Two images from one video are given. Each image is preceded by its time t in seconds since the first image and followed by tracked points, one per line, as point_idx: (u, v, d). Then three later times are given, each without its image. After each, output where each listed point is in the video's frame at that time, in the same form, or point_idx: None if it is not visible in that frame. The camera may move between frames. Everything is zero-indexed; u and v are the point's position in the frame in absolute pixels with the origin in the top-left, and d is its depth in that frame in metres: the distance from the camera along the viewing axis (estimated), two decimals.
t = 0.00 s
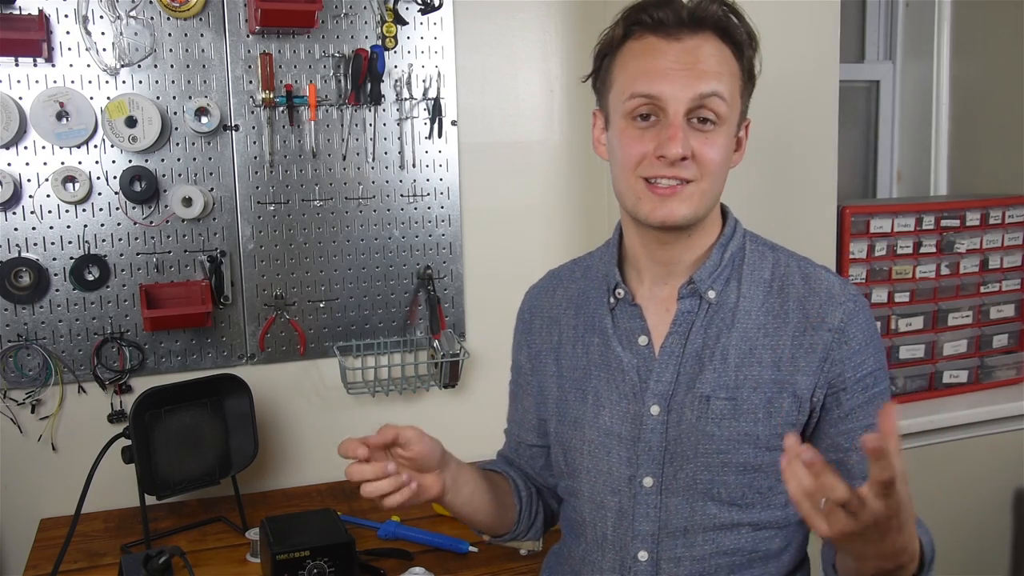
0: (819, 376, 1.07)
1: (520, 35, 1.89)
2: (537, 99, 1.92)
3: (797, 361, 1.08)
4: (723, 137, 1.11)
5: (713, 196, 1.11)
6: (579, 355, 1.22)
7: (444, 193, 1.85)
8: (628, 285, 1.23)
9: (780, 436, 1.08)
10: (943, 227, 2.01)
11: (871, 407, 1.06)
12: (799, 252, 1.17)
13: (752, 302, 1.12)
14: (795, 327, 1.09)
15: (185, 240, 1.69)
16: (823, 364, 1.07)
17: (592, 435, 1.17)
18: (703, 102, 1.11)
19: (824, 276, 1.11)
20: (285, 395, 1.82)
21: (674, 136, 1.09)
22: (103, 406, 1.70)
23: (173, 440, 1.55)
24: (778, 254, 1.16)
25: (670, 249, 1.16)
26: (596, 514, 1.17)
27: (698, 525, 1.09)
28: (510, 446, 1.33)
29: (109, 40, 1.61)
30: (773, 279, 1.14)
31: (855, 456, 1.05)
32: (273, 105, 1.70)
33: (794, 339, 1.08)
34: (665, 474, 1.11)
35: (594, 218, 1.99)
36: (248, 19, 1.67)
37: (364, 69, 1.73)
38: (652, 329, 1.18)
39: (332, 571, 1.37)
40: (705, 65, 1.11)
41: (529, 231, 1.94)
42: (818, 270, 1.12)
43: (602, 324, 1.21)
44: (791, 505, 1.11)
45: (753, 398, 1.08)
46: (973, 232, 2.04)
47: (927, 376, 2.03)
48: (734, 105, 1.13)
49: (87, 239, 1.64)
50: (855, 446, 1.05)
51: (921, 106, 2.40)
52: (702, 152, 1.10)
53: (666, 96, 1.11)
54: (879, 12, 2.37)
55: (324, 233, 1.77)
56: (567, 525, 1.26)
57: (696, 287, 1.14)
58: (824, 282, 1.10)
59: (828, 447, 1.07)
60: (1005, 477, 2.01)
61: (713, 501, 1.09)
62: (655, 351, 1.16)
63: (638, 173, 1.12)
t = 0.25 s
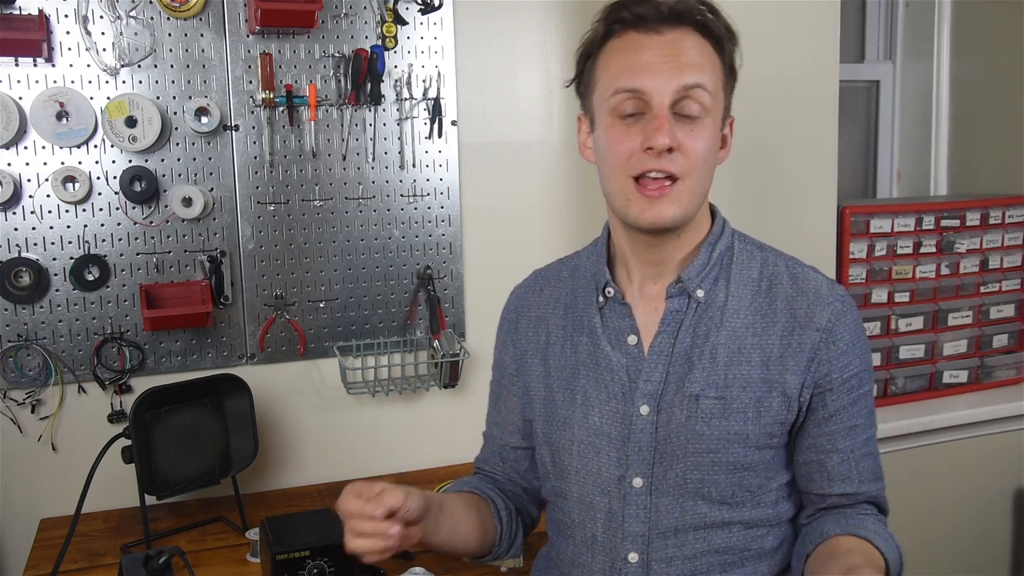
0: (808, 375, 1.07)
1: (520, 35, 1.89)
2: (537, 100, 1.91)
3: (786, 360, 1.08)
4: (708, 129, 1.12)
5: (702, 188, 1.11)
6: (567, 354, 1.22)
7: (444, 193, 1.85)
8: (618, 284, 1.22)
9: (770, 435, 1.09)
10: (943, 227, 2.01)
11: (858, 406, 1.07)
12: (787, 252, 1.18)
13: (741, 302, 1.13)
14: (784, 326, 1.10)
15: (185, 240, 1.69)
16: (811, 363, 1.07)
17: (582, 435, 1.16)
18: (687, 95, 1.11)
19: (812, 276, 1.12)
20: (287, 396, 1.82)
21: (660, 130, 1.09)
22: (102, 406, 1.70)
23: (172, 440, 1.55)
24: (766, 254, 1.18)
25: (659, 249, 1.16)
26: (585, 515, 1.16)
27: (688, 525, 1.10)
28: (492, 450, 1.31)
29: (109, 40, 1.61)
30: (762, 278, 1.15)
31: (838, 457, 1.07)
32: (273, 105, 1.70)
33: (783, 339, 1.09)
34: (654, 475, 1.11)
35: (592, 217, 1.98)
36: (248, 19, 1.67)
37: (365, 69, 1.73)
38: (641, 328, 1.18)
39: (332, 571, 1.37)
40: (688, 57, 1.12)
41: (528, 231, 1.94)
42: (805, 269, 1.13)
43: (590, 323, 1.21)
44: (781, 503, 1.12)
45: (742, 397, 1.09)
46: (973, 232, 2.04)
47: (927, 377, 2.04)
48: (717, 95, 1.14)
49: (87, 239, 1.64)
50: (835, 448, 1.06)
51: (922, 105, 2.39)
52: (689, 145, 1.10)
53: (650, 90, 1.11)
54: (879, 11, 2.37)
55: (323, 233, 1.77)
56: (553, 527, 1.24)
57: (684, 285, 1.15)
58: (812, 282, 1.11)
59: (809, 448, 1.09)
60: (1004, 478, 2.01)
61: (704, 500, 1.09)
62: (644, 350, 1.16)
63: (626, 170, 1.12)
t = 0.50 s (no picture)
0: (803, 372, 1.09)
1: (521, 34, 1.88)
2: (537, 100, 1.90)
3: (783, 358, 1.10)
4: (685, 129, 1.11)
5: (686, 190, 1.10)
6: (561, 356, 1.21)
7: (444, 193, 1.85)
8: (612, 285, 1.22)
9: (769, 433, 1.10)
10: (943, 227, 2.01)
11: (854, 401, 1.09)
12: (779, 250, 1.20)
13: (737, 301, 1.14)
14: (780, 324, 1.11)
15: (185, 240, 1.69)
16: (807, 360, 1.09)
17: (576, 437, 1.16)
18: (657, 98, 1.11)
19: (806, 274, 1.14)
20: (286, 397, 1.82)
21: (634, 138, 1.09)
22: (102, 406, 1.70)
23: (172, 440, 1.55)
24: (759, 253, 1.19)
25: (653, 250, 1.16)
26: (582, 516, 1.15)
27: (685, 524, 1.10)
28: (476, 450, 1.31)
29: (109, 40, 1.61)
30: (757, 276, 1.16)
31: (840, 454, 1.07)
32: (273, 105, 1.70)
33: (779, 335, 1.11)
34: (651, 475, 1.11)
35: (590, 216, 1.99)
36: (248, 19, 1.67)
37: (365, 69, 1.73)
38: (637, 329, 1.18)
39: (333, 571, 1.37)
40: (653, 60, 1.12)
41: (528, 231, 1.93)
42: (800, 268, 1.15)
43: (584, 324, 1.21)
44: (779, 504, 1.13)
45: (740, 394, 1.10)
46: (973, 232, 2.04)
47: (927, 377, 2.04)
48: (690, 94, 1.13)
49: (87, 239, 1.64)
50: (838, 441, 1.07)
51: (922, 105, 2.39)
52: (666, 149, 1.09)
53: (619, 100, 1.11)
54: (879, 11, 2.37)
55: (324, 233, 1.77)
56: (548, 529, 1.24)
57: (682, 286, 1.15)
58: (807, 280, 1.13)
59: (807, 443, 1.11)
60: (1004, 478, 2.02)
61: (701, 500, 1.10)
62: (641, 350, 1.16)
63: (608, 182, 1.11)
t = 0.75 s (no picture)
0: (794, 366, 1.09)
1: (520, 35, 1.88)
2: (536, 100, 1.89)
3: (774, 354, 1.10)
4: (687, 119, 1.11)
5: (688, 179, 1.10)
6: (555, 359, 1.21)
7: (444, 193, 1.85)
8: (602, 285, 1.23)
9: (765, 430, 1.10)
10: (943, 227, 2.01)
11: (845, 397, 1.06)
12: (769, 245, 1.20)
13: (727, 298, 1.14)
14: (770, 320, 1.11)
15: (184, 240, 1.69)
16: (797, 354, 1.09)
17: (572, 439, 1.16)
18: (661, 87, 1.11)
19: (796, 269, 1.14)
20: (287, 397, 1.82)
21: (640, 124, 1.09)
22: (102, 407, 1.70)
23: (172, 440, 1.55)
24: (749, 249, 1.19)
25: (643, 248, 1.16)
26: (580, 518, 1.15)
27: (685, 523, 1.10)
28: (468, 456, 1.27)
29: (109, 40, 1.61)
30: (747, 273, 1.16)
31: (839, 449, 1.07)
32: (273, 105, 1.70)
33: (769, 332, 1.11)
34: (649, 474, 1.11)
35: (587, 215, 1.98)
36: (248, 19, 1.67)
37: (364, 69, 1.73)
38: (630, 328, 1.18)
39: (333, 571, 1.37)
40: (656, 50, 1.12)
41: (528, 230, 1.93)
42: (790, 263, 1.15)
43: (577, 325, 1.21)
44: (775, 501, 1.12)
45: (734, 392, 1.10)
46: (973, 232, 2.04)
47: (927, 376, 2.03)
48: (690, 85, 1.14)
49: (87, 238, 1.64)
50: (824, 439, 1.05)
51: (922, 105, 2.39)
52: (670, 137, 1.09)
53: (625, 86, 1.11)
54: (878, 11, 2.38)
55: (324, 233, 1.77)
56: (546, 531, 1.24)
57: (672, 283, 1.15)
58: (796, 274, 1.13)
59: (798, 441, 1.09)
60: (1004, 479, 2.02)
61: (700, 498, 1.10)
62: (634, 349, 1.16)
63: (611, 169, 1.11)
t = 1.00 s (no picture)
0: (786, 366, 1.08)
1: (519, 35, 1.88)
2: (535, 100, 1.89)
3: (765, 355, 1.09)
4: (679, 125, 1.12)
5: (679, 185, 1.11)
6: (549, 367, 1.21)
7: (444, 193, 1.85)
8: (590, 292, 1.23)
9: (760, 432, 1.10)
10: (943, 227, 2.01)
11: (838, 395, 1.05)
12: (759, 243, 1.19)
13: (716, 298, 1.14)
14: (760, 321, 1.11)
15: (185, 240, 1.69)
16: (788, 354, 1.08)
17: (568, 448, 1.16)
18: (657, 92, 1.11)
19: (785, 265, 1.13)
20: (288, 398, 1.82)
21: (634, 127, 1.09)
22: (102, 407, 1.70)
23: (173, 440, 1.55)
24: (737, 245, 1.19)
25: (632, 252, 1.16)
26: (579, 523, 1.15)
27: (684, 526, 1.10)
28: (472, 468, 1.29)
29: (109, 40, 1.61)
30: (736, 271, 1.16)
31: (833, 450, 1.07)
32: (273, 105, 1.70)
33: (760, 331, 1.11)
34: (645, 478, 1.11)
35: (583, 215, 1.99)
36: (248, 19, 1.67)
37: (365, 69, 1.73)
38: (621, 333, 1.18)
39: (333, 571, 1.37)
40: (652, 55, 1.12)
41: (528, 230, 1.93)
42: (779, 260, 1.14)
43: (568, 333, 1.21)
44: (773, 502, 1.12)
45: (727, 395, 1.10)
46: (974, 232, 2.04)
47: (927, 377, 2.04)
48: (683, 92, 1.14)
49: (87, 238, 1.64)
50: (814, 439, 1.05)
51: (922, 105, 2.39)
52: (663, 142, 1.09)
53: (621, 89, 1.11)
54: (879, 10, 2.38)
55: (324, 233, 1.77)
56: (549, 533, 1.24)
57: (661, 287, 1.15)
58: (785, 271, 1.12)
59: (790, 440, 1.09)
60: (1004, 479, 2.02)
61: (698, 501, 1.10)
62: (626, 355, 1.16)
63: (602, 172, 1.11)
